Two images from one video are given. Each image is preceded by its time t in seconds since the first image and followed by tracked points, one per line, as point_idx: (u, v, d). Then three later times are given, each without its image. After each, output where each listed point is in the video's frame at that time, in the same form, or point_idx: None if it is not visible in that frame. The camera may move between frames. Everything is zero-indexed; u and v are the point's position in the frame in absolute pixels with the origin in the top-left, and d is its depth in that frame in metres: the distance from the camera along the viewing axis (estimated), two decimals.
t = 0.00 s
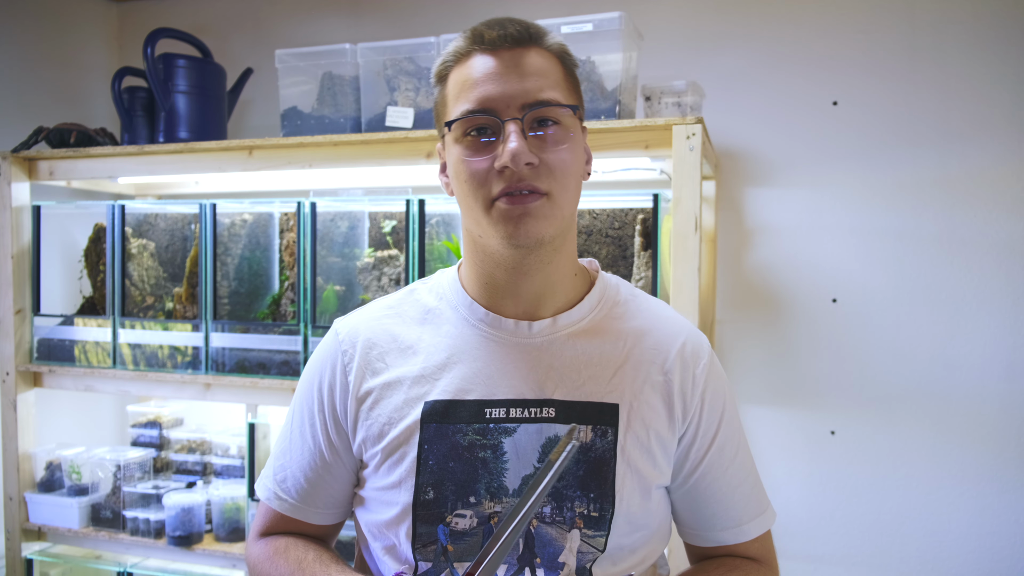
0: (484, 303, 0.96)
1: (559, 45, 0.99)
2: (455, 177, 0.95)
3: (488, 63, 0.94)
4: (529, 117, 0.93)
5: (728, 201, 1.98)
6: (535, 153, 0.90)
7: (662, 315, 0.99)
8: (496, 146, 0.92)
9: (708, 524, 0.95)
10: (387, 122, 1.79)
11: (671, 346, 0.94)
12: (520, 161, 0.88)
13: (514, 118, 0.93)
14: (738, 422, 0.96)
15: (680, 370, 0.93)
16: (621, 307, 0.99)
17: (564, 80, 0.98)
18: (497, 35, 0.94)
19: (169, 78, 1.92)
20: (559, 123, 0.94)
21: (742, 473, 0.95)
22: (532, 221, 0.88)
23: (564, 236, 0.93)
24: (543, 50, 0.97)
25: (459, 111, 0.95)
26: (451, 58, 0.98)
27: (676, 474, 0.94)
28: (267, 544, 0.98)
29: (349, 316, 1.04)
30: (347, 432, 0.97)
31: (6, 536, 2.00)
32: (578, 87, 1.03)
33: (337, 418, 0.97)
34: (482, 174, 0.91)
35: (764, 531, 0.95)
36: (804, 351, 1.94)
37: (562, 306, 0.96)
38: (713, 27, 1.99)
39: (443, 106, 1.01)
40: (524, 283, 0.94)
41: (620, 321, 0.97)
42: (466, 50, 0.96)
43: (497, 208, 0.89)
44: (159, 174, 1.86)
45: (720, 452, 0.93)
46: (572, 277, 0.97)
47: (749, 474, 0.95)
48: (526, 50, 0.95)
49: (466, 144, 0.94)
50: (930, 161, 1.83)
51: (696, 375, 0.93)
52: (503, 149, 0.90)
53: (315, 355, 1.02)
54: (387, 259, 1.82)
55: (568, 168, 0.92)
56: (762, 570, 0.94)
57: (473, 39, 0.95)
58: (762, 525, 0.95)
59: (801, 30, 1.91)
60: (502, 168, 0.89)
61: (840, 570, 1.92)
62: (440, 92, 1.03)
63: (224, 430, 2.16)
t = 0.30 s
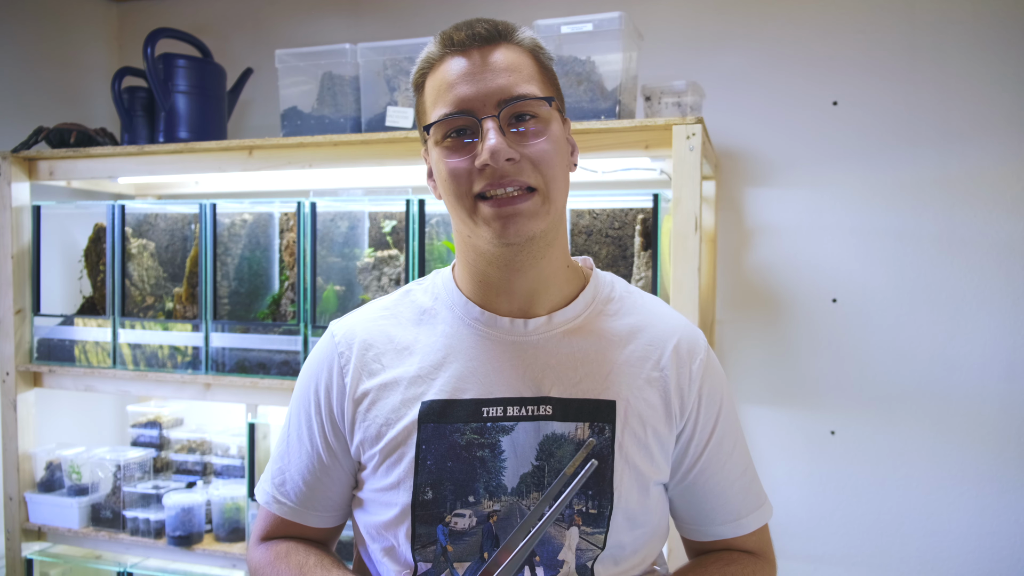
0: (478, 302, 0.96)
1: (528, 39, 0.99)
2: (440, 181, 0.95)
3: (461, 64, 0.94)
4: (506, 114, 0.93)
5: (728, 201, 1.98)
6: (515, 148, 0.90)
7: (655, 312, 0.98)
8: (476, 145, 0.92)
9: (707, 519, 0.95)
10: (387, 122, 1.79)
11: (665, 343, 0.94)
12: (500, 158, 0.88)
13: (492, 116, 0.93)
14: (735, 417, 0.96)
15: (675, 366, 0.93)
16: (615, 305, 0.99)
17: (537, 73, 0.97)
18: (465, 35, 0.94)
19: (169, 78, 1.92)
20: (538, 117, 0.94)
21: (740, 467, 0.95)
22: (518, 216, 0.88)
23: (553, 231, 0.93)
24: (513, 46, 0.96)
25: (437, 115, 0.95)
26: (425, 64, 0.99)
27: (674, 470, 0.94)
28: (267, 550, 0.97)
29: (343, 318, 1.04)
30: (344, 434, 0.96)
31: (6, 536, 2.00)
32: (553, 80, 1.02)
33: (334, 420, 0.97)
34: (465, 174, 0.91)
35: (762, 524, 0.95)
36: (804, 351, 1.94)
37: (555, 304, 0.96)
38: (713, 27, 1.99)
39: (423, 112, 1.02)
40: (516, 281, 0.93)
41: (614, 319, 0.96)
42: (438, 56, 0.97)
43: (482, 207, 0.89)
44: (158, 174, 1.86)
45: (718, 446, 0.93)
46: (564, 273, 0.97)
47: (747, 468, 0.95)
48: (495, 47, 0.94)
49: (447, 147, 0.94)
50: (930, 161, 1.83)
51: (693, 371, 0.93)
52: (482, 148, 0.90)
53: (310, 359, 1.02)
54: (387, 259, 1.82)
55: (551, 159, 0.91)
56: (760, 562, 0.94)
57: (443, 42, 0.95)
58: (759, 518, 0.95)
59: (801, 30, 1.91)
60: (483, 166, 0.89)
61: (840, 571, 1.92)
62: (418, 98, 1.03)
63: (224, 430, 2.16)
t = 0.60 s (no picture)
0: (476, 303, 0.96)
1: (532, 39, 0.99)
2: (441, 176, 0.94)
3: (466, 59, 0.94)
4: (510, 110, 0.93)
5: (728, 201, 1.98)
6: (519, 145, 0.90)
7: (652, 311, 0.99)
8: (478, 140, 0.91)
9: (705, 519, 0.95)
10: (387, 122, 1.79)
11: (663, 343, 0.94)
12: (504, 153, 0.88)
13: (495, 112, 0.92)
14: (732, 417, 0.96)
15: (673, 366, 0.93)
16: (612, 305, 0.99)
17: (541, 72, 0.98)
18: (471, 31, 0.94)
19: (169, 78, 1.92)
20: (541, 115, 0.94)
21: (739, 467, 0.95)
22: (520, 212, 0.88)
23: (553, 230, 0.93)
24: (518, 45, 0.97)
25: (440, 109, 0.95)
26: (429, 60, 0.99)
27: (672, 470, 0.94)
28: (265, 550, 0.97)
29: (341, 319, 1.03)
30: (342, 435, 0.96)
31: (6, 536, 2.00)
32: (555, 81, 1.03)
33: (332, 421, 0.96)
34: (468, 170, 0.91)
35: (760, 524, 0.95)
36: (804, 351, 1.94)
37: (553, 303, 0.96)
38: (713, 27, 1.99)
39: (424, 108, 1.01)
40: (515, 280, 0.94)
41: (612, 319, 0.97)
42: (443, 51, 0.97)
43: (484, 203, 0.89)
44: (158, 174, 1.86)
45: (716, 446, 0.93)
46: (561, 273, 0.97)
47: (745, 467, 0.95)
48: (501, 44, 0.95)
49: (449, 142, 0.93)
50: (930, 161, 1.83)
51: (690, 371, 0.93)
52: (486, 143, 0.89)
53: (307, 360, 1.02)
54: (387, 259, 1.82)
55: (553, 157, 0.92)
56: (757, 561, 0.94)
57: (449, 38, 0.96)
58: (758, 518, 0.95)
59: (801, 30, 1.91)
60: (487, 161, 0.88)
61: (840, 571, 1.92)
62: (420, 95, 1.03)
63: (224, 430, 2.16)
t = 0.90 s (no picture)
0: (477, 303, 0.96)
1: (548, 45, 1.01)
2: (462, 170, 0.92)
3: (493, 56, 0.93)
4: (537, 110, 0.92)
5: (728, 201, 1.98)
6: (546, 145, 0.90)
7: (651, 311, 0.99)
8: (507, 137, 0.90)
9: (704, 519, 0.95)
10: (387, 122, 1.79)
11: (662, 343, 0.94)
12: (536, 151, 0.88)
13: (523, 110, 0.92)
14: (731, 416, 0.96)
15: (672, 366, 0.93)
16: (611, 305, 0.99)
17: (559, 78, 0.99)
18: (500, 28, 0.94)
19: (168, 78, 1.92)
20: (562, 118, 0.95)
21: (738, 467, 0.95)
22: (547, 211, 0.88)
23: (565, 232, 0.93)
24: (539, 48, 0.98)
25: (466, 102, 0.93)
26: (450, 53, 0.97)
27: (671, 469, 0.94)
28: (263, 552, 0.97)
29: (339, 320, 1.03)
30: (340, 436, 0.96)
31: (6, 536, 2.00)
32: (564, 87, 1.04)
33: (332, 422, 0.96)
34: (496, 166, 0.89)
35: (760, 524, 0.95)
36: (804, 351, 1.94)
37: (555, 303, 0.96)
38: (713, 27, 1.99)
39: (439, 102, 0.98)
40: (518, 280, 0.94)
41: (611, 319, 0.97)
42: (465, 45, 0.96)
43: (509, 199, 0.88)
44: (158, 174, 1.86)
45: (716, 446, 0.93)
46: (563, 273, 0.97)
47: (745, 467, 0.95)
48: (527, 45, 0.95)
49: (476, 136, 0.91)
50: (930, 161, 1.83)
51: (689, 370, 0.93)
52: (517, 140, 0.89)
53: (305, 361, 1.01)
54: (387, 259, 1.82)
55: (573, 161, 0.93)
56: (757, 561, 0.94)
57: (475, 33, 0.95)
58: (757, 518, 0.95)
59: (801, 29, 1.91)
60: (518, 158, 0.88)
61: (840, 571, 1.92)
62: (433, 88, 1.00)
63: (224, 430, 2.17)
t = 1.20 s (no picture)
0: (476, 303, 0.96)
1: (558, 45, 1.00)
2: (461, 170, 0.92)
3: (499, 56, 0.93)
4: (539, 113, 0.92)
5: (728, 201, 1.98)
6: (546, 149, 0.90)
7: (650, 311, 0.99)
8: (507, 139, 0.91)
9: (702, 519, 0.95)
10: (387, 122, 1.79)
11: (662, 343, 0.94)
12: (534, 156, 0.88)
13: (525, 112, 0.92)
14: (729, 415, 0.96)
15: (671, 366, 0.93)
16: (610, 305, 0.99)
17: (566, 80, 0.99)
18: (507, 29, 0.93)
19: (169, 78, 1.92)
20: (565, 122, 0.94)
21: (736, 466, 0.95)
22: (542, 216, 0.88)
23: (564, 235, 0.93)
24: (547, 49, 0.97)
25: (467, 102, 0.93)
26: (456, 51, 0.97)
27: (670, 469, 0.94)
28: (259, 551, 0.97)
29: (338, 319, 1.03)
30: (339, 436, 0.96)
31: (6, 536, 2.00)
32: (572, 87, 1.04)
33: (330, 421, 0.96)
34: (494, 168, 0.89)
35: (757, 523, 0.95)
36: (804, 351, 1.94)
37: (554, 304, 0.96)
38: (713, 27, 1.99)
39: (443, 99, 0.99)
40: (517, 281, 0.94)
41: (610, 319, 0.96)
42: (471, 44, 0.96)
43: (507, 202, 0.88)
44: (158, 174, 1.86)
45: (714, 445, 0.93)
46: (563, 274, 0.97)
47: (742, 467, 0.95)
48: (534, 46, 0.95)
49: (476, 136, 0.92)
50: (930, 161, 1.83)
51: (688, 370, 0.93)
52: (516, 143, 0.89)
53: (303, 360, 1.01)
54: (387, 259, 1.82)
55: (573, 166, 0.93)
56: (755, 561, 0.93)
57: (481, 32, 0.94)
58: (755, 517, 0.95)
59: (801, 30, 1.91)
60: (516, 161, 0.88)
61: (840, 571, 1.92)
62: (439, 85, 1.00)
63: (224, 430, 2.17)
